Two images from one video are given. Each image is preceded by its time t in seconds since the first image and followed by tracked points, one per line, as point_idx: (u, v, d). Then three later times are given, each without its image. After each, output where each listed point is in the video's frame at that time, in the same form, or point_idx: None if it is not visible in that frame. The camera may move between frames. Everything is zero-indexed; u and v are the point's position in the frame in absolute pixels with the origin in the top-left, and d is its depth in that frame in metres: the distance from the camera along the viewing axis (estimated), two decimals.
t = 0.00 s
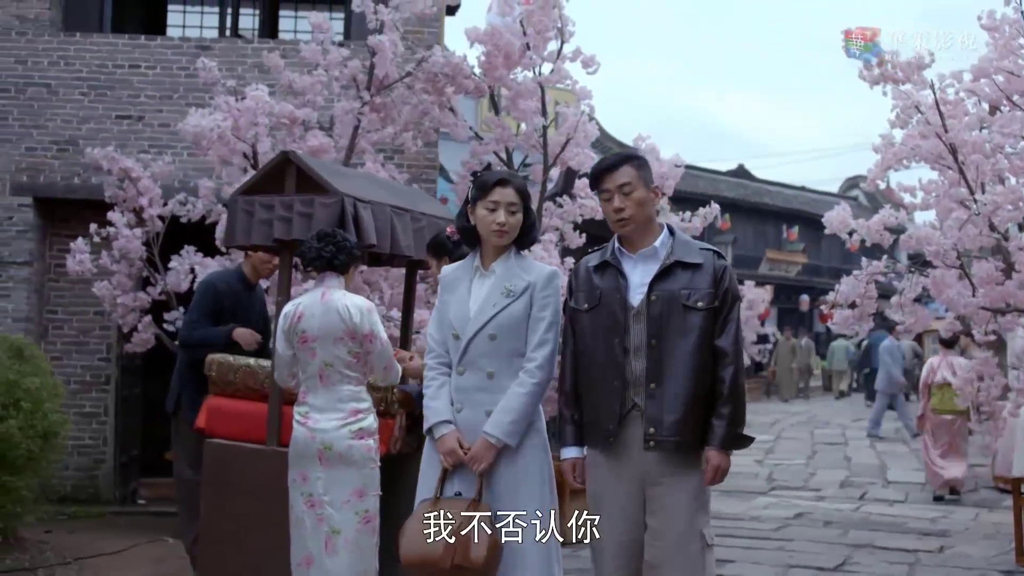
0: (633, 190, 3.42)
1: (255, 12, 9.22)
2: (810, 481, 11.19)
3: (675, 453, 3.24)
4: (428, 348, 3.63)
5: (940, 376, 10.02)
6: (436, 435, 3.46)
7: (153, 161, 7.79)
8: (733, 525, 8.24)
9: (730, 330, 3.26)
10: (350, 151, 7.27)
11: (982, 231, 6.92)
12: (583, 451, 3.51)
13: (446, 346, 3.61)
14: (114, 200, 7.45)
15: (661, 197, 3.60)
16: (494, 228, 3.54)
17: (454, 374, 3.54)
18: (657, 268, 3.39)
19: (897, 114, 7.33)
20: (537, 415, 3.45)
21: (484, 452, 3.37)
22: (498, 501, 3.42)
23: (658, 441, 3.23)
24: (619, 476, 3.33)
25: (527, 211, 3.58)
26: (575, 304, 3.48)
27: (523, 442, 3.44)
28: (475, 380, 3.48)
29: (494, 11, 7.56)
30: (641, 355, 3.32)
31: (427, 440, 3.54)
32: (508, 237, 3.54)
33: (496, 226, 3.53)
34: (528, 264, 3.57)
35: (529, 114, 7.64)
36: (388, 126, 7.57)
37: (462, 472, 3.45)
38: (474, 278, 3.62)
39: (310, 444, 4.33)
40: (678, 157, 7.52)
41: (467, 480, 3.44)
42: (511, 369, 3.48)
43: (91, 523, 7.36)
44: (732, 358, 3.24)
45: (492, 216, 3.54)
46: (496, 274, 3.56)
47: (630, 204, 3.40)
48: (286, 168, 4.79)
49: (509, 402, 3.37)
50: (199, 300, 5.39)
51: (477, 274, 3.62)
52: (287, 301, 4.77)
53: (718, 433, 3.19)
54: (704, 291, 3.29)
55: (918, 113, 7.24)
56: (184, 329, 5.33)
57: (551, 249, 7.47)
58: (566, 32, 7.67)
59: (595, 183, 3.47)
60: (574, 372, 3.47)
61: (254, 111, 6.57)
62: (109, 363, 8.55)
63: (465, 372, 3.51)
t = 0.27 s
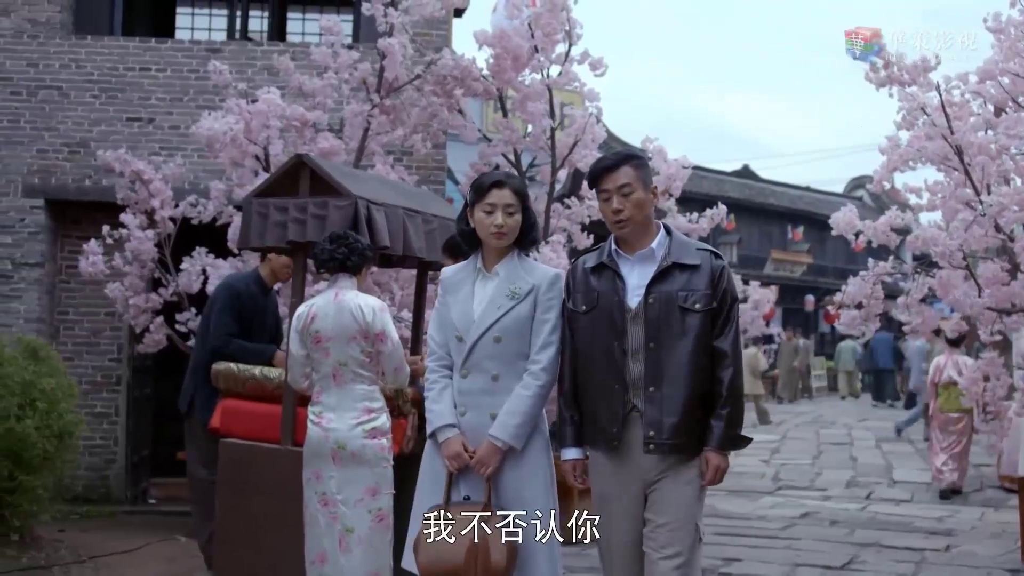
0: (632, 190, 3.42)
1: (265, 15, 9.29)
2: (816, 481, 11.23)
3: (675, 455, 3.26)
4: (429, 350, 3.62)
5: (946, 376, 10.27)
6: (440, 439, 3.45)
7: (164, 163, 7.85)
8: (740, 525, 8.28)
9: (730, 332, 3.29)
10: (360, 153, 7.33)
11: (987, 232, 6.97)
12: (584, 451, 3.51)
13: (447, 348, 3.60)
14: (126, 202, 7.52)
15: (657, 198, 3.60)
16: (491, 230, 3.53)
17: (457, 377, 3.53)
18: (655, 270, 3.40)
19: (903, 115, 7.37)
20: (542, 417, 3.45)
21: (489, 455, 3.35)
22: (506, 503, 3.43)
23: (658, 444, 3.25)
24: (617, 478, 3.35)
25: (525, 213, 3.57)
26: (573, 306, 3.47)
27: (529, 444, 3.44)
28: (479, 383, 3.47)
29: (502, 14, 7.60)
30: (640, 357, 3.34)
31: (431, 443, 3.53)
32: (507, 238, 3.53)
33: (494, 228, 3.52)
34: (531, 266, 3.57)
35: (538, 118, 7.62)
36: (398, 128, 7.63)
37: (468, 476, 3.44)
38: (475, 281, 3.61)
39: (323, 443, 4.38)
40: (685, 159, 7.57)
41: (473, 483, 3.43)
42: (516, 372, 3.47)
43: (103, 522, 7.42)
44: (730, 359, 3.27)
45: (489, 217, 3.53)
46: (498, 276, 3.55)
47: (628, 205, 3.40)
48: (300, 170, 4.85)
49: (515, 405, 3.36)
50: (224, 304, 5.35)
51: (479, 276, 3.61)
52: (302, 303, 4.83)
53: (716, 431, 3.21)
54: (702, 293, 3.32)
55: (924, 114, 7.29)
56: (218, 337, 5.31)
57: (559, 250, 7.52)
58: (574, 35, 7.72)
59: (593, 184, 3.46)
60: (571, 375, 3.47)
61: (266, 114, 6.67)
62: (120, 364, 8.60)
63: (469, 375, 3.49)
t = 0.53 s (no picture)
0: (637, 189, 3.41)
1: (270, 17, 9.34)
2: (820, 480, 11.27)
3: (673, 462, 3.27)
4: (422, 349, 3.56)
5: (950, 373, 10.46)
6: (437, 438, 3.38)
7: (172, 164, 7.90)
8: (744, 524, 8.33)
9: (735, 339, 3.31)
10: (367, 155, 7.39)
11: (990, 233, 7.02)
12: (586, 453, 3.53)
13: (440, 345, 3.54)
14: (135, 203, 7.57)
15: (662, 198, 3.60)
16: (480, 223, 3.49)
17: (453, 374, 3.47)
18: (655, 273, 3.41)
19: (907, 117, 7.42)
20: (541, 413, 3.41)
21: (490, 452, 3.30)
22: (508, 501, 3.36)
23: (652, 448, 3.29)
24: (614, 482, 3.39)
25: (514, 206, 3.54)
26: (576, 306, 3.50)
27: (529, 440, 3.40)
28: (477, 380, 3.42)
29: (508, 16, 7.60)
30: (637, 361, 3.35)
31: (426, 442, 3.47)
32: (496, 232, 3.49)
33: (483, 221, 3.48)
34: (524, 260, 3.52)
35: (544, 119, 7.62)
36: (406, 130, 7.69)
37: (467, 475, 3.40)
38: (469, 277, 3.56)
39: (335, 443, 4.43)
40: (690, 160, 7.62)
41: (473, 482, 3.38)
42: (514, 369, 3.43)
43: (112, 521, 7.47)
44: (734, 367, 3.29)
45: (477, 211, 3.50)
46: (493, 271, 3.50)
47: (631, 205, 3.40)
48: (310, 173, 4.91)
49: (515, 402, 3.32)
50: (240, 306, 5.38)
51: (472, 273, 3.56)
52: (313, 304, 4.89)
53: (727, 442, 3.24)
54: (702, 298, 3.32)
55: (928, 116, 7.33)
56: (239, 340, 5.34)
57: (565, 251, 7.57)
58: (580, 37, 7.76)
59: (599, 181, 3.46)
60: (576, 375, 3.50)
61: (275, 116, 6.74)
62: (128, 364, 8.66)
63: (466, 372, 3.44)
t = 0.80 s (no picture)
0: (653, 183, 3.35)
1: (278, 18, 9.42)
2: (823, 479, 11.33)
3: (670, 467, 3.19)
4: (412, 345, 3.59)
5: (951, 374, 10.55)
6: (431, 433, 3.41)
7: (180, 165, 7.96)
8: (748, 522, 8.38)
9: (737, 342, 3.20)
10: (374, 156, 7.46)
11: (993, 234, 7.07)
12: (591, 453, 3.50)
13: (431, 342, 3.57)
14: (143, 204, 7.63)
15: (678, 197, 3.54)
16: (468, 222, 3.55)
17: (446, 371, 3.50)
18: (662, 273, 3.35)
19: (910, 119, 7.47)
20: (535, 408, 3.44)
21: (486, 447, 3.33)
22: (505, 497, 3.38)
23: (652, 452, 3.21)
24: (614, 483, 3.34)
25: (501, 203, 3.58)
26: (584, 304, 3.48)
27: (523, 436, 3.42)
28: (472, 376, 3.46)
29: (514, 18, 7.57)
30: (638, 361, 3.31)
31: (415, 438, 3.48)
32: (483, 230, 3.54)
33: (469, 220, 3.54)
34: (516, 257, 3.57)
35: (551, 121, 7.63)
36: (414, 132, 7.77)
37: (463, 470, 3.41)
38: (461, 274, 3.60)
39: (348, 441, 4.49)
40: (695, 161, 7.68)
41: (468, 478, 3.40)
42: (508, 364, 3.48)
43: (122, 520, 7.53)
44: (736, 372, 3.18)
45: (464, 210, 3.55)
46: (486, 268, 3.56)
47: (645, 198, 3.35)
48: (321, 175, 4.97)
49: (511, 396, 3.36)
50: (252, 306, 5.44)
51: (465, 269, 3.60)
52: (324, 305, 4.95)
53: (721, 449, 3.13)
54: (708, 300, 3.24)
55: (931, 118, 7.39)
56: (250, 338, 5.40)
57: (571, 251, 7.62)
58: (585, 39, 7.82)
59: (615, 173, 3.41)
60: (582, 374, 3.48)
61: (284, 118, 6.83)
62: (135, 363, 8.72)
63: (460, 368, 3.48)
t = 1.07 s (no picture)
0: (668, 176, 3.34)
1: (283, 20, 9.48)
2: (825, 479, 11.39)
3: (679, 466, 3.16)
4: (411, 345, 3.62)
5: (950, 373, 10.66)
6: (433, 432, 3.45)
7: (188, 167, 8.01)
8: (752, 521, 8.44)
9: (751, 338, 3.18)
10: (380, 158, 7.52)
11: (996, 235, 7.12)
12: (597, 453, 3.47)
13: (430, 342, 3.61)
14: (152, 205, 7.68)
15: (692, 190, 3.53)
16: (466, 222, 3.60)
17: (446, 370, 3.55)
18: (675, 268, 3.34)
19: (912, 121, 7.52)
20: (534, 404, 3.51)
21: (488, 443, 3.38)
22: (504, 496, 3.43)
23: (660, 452, 3.17)
24: (620, 483, 3.31)
25: (498, 203, 3.63)
26: (595, 299, 3.47)
27: (523, 432, 3.49)
28: (471, 374, 3.51)
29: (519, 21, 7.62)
30: (649, 358, 3.29)
31: (419, 437, 3.53)
32: (480, 230, 3.59)
33: (468, 220, 3.59)
34: (513, 255, 3.63)
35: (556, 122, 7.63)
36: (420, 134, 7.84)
37: (464, 468, 3.45)
38: (459, 273, 3.66)
39: (359, 440, 4.55)
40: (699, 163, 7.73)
41: (469, 475, 3.44)
42: (507, 361, 3.54)
43: (131, 519, 7.59)
44: (749, 368, 3.15)
45: (463, 211, 3.60)
46: (484, 266, 3.62)
47: (660, 190, 3.33)
48: (331, 177, 5.02)
49: (512, 392, 3.42)
50: (261, 307, 5.51)
51: (462, 269, 3.66)
52: (334, 306, 4.99)
53: (733, 447, 3.09)
54: (722, 296, 3.22)
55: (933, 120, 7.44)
56: (260, 339, 5.48)
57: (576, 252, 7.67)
58: (590, 41, 7.87)
59: (630, 165, 3.39)
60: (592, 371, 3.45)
61: (292, 120, 6.91)
62: (142, 363, 8.77)
63: (460, 366, 3.53)
